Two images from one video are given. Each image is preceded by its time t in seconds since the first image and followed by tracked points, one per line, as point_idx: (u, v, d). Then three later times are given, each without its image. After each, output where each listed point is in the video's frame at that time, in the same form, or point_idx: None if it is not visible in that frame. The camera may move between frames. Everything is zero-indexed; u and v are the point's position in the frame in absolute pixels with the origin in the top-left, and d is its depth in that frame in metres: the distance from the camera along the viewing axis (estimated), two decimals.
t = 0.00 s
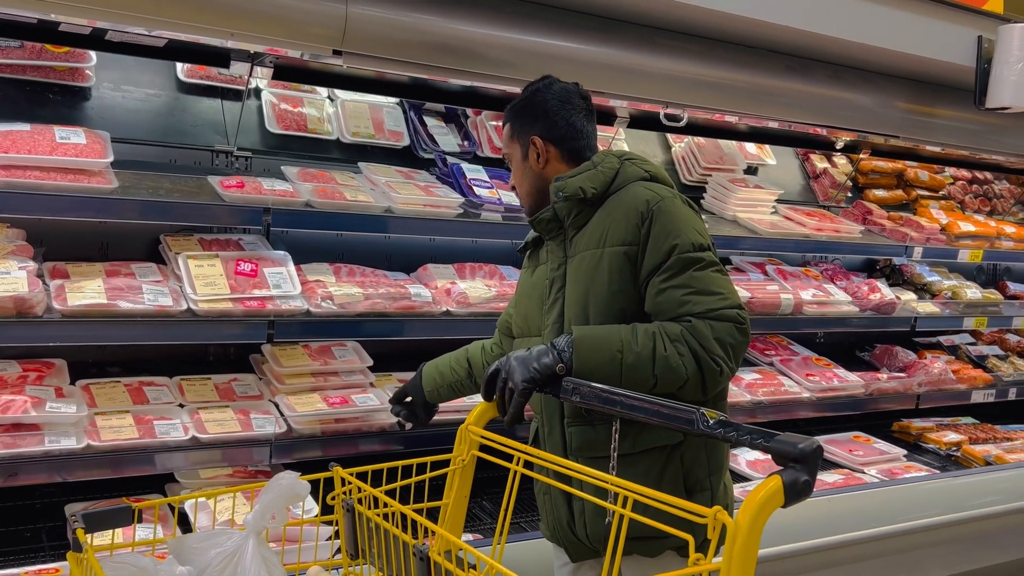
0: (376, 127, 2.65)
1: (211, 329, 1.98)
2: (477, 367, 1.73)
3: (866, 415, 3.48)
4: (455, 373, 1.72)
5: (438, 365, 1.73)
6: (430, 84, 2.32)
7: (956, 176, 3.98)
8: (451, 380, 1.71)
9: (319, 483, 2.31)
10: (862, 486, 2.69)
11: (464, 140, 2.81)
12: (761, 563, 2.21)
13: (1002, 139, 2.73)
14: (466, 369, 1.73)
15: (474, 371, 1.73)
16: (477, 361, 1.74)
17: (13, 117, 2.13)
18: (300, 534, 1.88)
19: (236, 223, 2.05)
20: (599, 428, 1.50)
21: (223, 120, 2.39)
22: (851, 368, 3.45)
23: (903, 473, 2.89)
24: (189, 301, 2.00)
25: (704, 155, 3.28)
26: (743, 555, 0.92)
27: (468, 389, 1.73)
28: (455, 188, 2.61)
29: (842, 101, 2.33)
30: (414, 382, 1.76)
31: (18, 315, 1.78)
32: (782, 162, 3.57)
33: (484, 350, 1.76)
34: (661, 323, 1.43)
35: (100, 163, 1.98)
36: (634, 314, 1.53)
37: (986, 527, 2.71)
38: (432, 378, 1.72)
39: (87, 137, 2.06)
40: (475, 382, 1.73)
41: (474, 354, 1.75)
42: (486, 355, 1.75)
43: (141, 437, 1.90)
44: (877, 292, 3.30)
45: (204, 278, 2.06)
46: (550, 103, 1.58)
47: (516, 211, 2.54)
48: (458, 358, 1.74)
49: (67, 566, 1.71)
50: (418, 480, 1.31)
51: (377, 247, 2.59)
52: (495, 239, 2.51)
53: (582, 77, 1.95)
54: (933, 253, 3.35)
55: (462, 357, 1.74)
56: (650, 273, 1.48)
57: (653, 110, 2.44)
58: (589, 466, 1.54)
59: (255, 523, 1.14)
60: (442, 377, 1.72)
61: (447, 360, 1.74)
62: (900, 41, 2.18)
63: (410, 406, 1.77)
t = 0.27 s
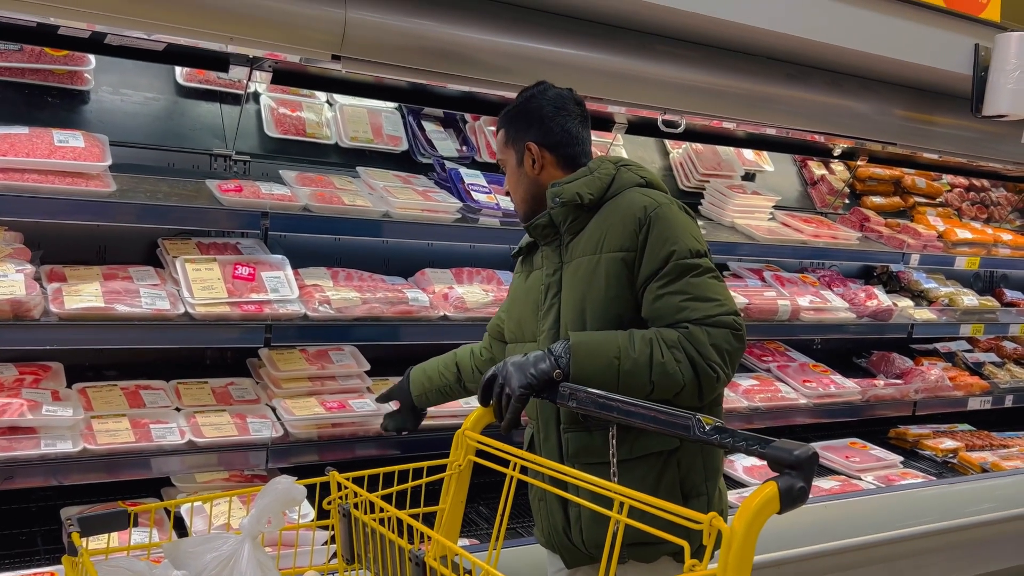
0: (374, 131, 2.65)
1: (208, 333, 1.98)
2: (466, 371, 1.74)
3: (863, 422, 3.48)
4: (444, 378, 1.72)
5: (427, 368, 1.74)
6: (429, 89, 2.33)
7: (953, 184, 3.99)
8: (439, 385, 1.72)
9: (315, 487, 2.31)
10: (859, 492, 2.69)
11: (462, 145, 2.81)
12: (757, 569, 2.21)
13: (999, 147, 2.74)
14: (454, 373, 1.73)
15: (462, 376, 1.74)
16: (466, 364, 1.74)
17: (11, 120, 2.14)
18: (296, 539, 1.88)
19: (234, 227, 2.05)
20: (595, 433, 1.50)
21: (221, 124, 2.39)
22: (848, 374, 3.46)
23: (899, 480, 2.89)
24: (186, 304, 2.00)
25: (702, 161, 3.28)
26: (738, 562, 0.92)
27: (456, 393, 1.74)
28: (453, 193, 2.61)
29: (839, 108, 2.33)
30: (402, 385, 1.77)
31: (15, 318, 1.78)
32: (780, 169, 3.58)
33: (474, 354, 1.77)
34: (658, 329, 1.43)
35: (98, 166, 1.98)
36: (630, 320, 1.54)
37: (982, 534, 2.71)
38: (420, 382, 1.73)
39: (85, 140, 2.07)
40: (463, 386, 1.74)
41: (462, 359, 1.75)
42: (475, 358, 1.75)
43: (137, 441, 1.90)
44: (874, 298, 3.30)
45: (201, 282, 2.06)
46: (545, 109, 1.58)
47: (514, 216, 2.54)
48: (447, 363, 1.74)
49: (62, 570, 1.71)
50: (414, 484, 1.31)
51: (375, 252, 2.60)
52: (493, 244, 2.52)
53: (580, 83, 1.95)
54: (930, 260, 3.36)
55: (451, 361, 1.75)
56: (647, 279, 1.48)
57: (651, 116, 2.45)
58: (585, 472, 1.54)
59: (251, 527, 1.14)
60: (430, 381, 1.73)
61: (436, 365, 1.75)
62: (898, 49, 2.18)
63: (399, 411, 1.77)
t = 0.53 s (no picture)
0: (374, 136, 2.66)
1: (207, 336, 1.98)
2: (454, 377, 1.75)
3: (861, 428, 3.49)
4: (432, 386, 1.74)
5: (418, 377, 1.76)
6: (429, 95, 2.33)
7: (952, 191, 3.99)
8: (429, 392, 1.74)
9: (313, 491, 2.31)
10: (856, 499, 2.69)
11: (462, 151, 2.82)
12: None
13: (997, 155, 2.74)
14: (443, 380, 1.75)
15: (451, 381, 1.75)
16: (454, 370, 1.76)
17: (11, 123, 2.14)
18: (293, 543, 1.88)
19: (233, 231, 2.06)
20: (591, 440, 1.51)
21: (221, 128, 2.40)
22: (845, 381, 3.46)
23: (897, 487, 2.89)
24: (185, 308, 2.01)
25: (701, 167, 3.29)
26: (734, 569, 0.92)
27: (447, 399, 1.76)
28: (452, 198, 2.61)
29: (838, 115, 2.34)
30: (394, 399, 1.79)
31: (14, 322, 1.78)
32: (778, 175, 3.59)
33: (463, 359, 1.77)
34: (654, 335, 1.44)
35: (97, 170, 1.98)
36: (627, 326, 1.54)
37: (979, 541, 2.71)
38: (410, 391, 1.76)
39: (85, 144, 2.07)
40: (452, 392, 1.75)
41: (452, 366, 1.76)
42: (464, 363, 1.76)
43: (135, 445, 1.90)
44: (872, 305, 3.31)
45: (200, 286, 2.06)
46: (541, 117, 1.59)
47: (513, 222, 2.55)
48: (435, 370, 1.76)
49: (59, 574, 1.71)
50: (411, 489, 1.31)
51: (374, 256, 2.60)
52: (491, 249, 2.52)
53: (579, 89, 1.96)
54: (928, 267, 3.37)
55: (439, 368, 1.77)
56: (644, 286, 1.48)
57: (650, 123, 2.45)
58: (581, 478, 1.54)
59: (248, 532, 1.14)
60: (420, 389, 1.75)
61: (425, 372, 1.76)
62: (896, 57, 2.19)
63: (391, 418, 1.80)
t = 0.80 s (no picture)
0: (374, 140, 2.66)
1: (206, 339, 1.98)
2: (456, 383, 1.74)
3: (860, 433, 3.49)
4: (435, 392, 1.73)
5: (418, 385, 1.74)
6: (429, 98, 2.34)
7: (952, 197, 4.00)
8: (432, 399, 1.73)
9: (312, 494, 2.31)
10: (855, 505, 2.69)
11: (462, 154, 2.82)
12: None
13: (997, 160, 2.74)
14: (445, 385, 1.74)
15: (453, 387, 1.75)
16: (456, 376, 1.75)
17: (13, 125, 2.14)
18: (292, 546, 1.88)
19: (233, 234, 2.06)
20: (590, 444, 1.51)
21: (222, 131, 2.40)
22: (845, 386, 3.46)
23: (896, 492, 2.89)
24: (185, 311, 2.01)
25: (701, 172, 3.29)
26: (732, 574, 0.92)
27: (450, 404, 1.75)
28: (452, 202, 2.61)
29: (838, 120, 2.34)
30: (396, 398, 1.77)
31: (14, 323, 1.79)
32: (779, 180, 3.59)
33: (463, 364, 1.77)
34: (653, 339, 1.44)
35: (98, 173, 1.98)
36: (626, 330, 1.54)
37: (978, 547, 2.71)
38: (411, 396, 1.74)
39: (86, 146, 2.07)
40: (455, 397, 1.75)
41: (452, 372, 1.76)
42: (464, 368, 1.76)
43: (134, 446, 1.90)
44: (871, 310, 3.31)
45: (200, 289, 2.06)
46: (540, 121, 1.59)
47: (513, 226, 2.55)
48: (437, 376, 1.75)
49: None
50: (410, 492, 1.31)
51: (374, 259, 2.60)
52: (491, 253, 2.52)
53: (579, 94, 1.96)
54: (928, 273, 3.37)
55: (440, 374, 1.75)
56: (643, 290, 1.49)
57: (650, 127, 2.46)
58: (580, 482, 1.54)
59: (246, 534, 1.14)
60: (423, 396, 1.73)
61: (426, 379, 1.75)
62: (896, 62, 2.19)
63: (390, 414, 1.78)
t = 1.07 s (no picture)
0: (376, 142, 2.66)
1: (208, 341, 1.98)
2: (461, 388, 1.74)
3: (861, 438, 3.48)
4: (439, 395, 1.72)
5: (421, 387, 1.73)
6: (431, 102, 2.34)
7: (953, 202, 4.00)
8: (435, 401, 1.72)
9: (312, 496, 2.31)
10: (857, 509, 2.69)
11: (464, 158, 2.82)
12: None
13: (999, 165, 2.75)
14: (450, 389, 1.73)
15: (457, 391, 1.74)
16: (460, 381, 1.75)
17: (15, 127, 2.15)
18: (293, 549, 1.88)
19: (234, 236, 2.06)
20: (591, 447, 1.51)
21: (224, 134, 2.40)
22: (846, 390, 3.45)
23: (897, 497, 2.89)
24: (186, 313, 2.01)
25: (702, 176, 3.29)
26: None
27: (452, 408, 1.74)
28: (454, 205, 2.61)
29: (840, 125, 2.34)
30: (400, 395, 1.75)
31: (15, 325, 1.79)
32: (780, 184, 3.59)
33: (467, 369, 1.77)
34: (655, 343, 1.44)
35: (100, 174, 1.99)
36: (629, 333, 1.54)
37: (979, 552, 2.70)
38: (414, 396, 1.72)
39: (88, 148, 2.07)
40: (458, 401, 1.74)
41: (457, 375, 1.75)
42: (469, 373, 1.76)
43: (135, 448, 1.89)
44: (872, 315, 3.31)
45: (202, 291, 2.06)
46: (546, 124, 1.59)
47: (515, 229, 2.55)
48: (442, 379, 1.74)
49: None
50: (411, 494, 1.31)
51: (375, 262, 2.60)
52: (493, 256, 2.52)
53: (581, 97, 1.96)
54: (929, 278, 3.37)
55: (445, 377, 1.75)
56: (645, 293, 1.49)
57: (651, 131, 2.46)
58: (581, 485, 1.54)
59: (247, 537, 1.14)
60: (426, 398, 1.72)
61: (430, 381, 1.74)
62: (898, 67, 2.20)
63: (388, 408, 1.77)
